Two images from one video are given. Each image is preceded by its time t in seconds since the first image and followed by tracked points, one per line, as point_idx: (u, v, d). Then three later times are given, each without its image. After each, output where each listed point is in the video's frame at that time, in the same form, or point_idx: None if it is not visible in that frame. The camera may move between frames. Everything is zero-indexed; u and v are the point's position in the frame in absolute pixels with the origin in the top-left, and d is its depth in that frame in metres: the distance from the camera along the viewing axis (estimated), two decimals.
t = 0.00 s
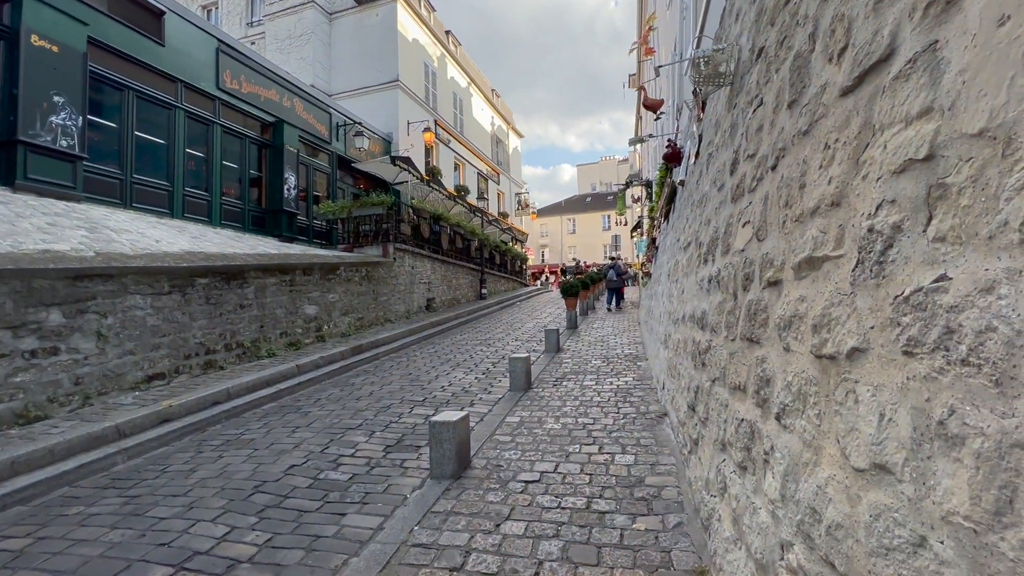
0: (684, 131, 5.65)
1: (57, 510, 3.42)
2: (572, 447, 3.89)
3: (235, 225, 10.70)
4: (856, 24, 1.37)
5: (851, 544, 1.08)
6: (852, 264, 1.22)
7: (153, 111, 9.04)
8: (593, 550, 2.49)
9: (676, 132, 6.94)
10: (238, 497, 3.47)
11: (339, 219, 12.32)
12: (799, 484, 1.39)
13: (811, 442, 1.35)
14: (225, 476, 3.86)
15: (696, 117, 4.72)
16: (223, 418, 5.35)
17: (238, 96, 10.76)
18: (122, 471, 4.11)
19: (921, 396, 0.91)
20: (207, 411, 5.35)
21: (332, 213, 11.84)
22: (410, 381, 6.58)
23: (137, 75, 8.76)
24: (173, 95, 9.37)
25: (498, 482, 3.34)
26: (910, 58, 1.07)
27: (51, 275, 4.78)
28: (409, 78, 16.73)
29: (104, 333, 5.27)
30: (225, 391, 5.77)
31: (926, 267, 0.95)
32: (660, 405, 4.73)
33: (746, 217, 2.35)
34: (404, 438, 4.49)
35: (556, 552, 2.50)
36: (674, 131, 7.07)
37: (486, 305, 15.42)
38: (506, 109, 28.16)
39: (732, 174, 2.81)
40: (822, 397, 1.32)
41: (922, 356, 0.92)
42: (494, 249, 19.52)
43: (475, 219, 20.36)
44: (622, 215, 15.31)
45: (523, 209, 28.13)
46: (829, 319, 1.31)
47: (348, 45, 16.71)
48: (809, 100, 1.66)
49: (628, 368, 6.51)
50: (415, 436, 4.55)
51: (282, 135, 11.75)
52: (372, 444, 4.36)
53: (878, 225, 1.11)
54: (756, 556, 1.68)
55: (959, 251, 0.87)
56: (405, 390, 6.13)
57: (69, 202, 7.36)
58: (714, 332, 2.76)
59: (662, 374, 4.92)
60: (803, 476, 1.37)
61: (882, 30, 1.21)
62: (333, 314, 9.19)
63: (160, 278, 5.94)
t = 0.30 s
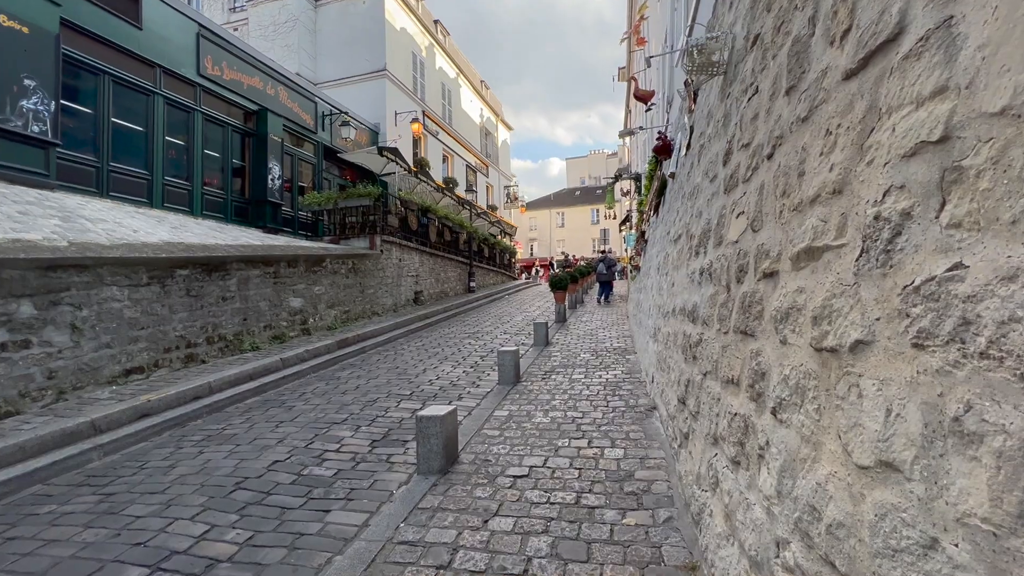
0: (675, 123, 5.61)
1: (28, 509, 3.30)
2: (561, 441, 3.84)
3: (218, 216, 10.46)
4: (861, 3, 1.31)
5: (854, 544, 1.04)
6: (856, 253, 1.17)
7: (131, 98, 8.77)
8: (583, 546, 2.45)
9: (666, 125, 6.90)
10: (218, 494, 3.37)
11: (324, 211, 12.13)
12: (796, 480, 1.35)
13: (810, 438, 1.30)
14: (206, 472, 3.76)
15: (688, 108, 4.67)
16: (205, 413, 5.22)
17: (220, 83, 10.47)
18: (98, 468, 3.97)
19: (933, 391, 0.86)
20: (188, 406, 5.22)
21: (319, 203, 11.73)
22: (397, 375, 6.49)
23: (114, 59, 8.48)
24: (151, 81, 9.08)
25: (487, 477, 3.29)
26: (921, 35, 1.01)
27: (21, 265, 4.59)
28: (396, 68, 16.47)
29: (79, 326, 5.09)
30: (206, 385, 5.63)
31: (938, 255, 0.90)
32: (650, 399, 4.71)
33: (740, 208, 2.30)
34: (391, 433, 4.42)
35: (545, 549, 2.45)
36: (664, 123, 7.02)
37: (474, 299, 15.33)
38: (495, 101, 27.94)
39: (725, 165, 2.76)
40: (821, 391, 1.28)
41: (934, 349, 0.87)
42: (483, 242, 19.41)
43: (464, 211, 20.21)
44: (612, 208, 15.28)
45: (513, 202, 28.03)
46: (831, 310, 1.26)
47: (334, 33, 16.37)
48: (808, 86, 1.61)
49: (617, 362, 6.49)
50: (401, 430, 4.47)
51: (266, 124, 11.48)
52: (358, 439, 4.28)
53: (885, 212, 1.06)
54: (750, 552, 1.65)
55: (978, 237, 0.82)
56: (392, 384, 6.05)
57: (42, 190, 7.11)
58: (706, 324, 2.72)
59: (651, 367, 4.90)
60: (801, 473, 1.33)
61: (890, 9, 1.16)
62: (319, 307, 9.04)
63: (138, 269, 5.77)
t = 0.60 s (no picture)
0: (671, 116, 5.53)
1: (4, 511, 3.18)
2: (556, 439, 3.78)
3: (205, 209, 10.26)
4: None
5: (873, 558, 0.98)
6: (873, 247, 1.10)
7: (115, 87, 8.55)
8: (579, 548, 2.38)
9: (661, 119, 6.82)
10: (202, 495, 3.27)
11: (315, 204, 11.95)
12: (806, 486, 1.28)
13: (822, 442, 1.24)
14: (190, 472, 3.65)
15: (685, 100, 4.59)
16: (191, 410, 5.10)
17: (208, 73, 10.25)
18: (78, 468, 3.85)
19: (970, 398, 0.80)
20: (173, 403, 5.09)
21: (309, 197, 11.52)
22: (388, 371, 6.40)
23: (98, 48, 8.27)
24: (136, 70, 8.86)
25: (480, 477, 3.22)
26: (953, 10, 0.93)
27: None
28: (389, 60, 16.25)
29: (60, 321, 4.94)
30: (192, 382, 5.50)
31: (973, 249, 0.84)
32: (645, 396, 4.66)
33: (742, 201, 2.23)
34: (381, 431, 4.33)
35: (540, 552, 2.38)
36: (660, 117, 6.95)
37: (468, 294, 15.22)
38: (489, 95, 27.72)
39: (725, 157, 2.68)
40: (834, 393, 1.21)
41: (968, 351, 0.81)
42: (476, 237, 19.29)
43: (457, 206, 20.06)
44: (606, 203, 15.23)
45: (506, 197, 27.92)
46: (844, 308, 1.19)
47: (325, 23, 16.11)
48: (819, 72, 1.54)
49: (611, 358, 6.44)
50: (392, 428, 4.39)
51: (256, 115, 11.27)
52: (348, 437, 4.19)
53: (908, 203, 0.99)
54: (753, 558, 1.59)
55: (1020, 229, 0.75)
56: (384, 380, 5.96)
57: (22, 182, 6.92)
58: (705, 321, 2.65)
59: (646, 364, 4.84)
60: (813, 478, 1.26)
61: None
62: (310, 302, 8.91)
63: (122, 263, 5.62)
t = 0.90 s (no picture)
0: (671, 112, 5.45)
1: None
2: (553, 440, 3.71)
3: (199, 205, 10.12)
4: None
5: None
6: (895, 247, 1.03)
7: (105, 80, 8.40)
8: (577, 556, 2.31)
9: (660, 114, 6.74)
10: (191, 499, 3.18)
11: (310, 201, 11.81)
12: (819, 500, 1.21)
13: (837, 453, 1.17)
14: (180, 474, 3.56)
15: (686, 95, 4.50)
16: (182, 410, 5.01)
17: (200, 66, 10.09)
18: (64, 470, 3.75)
19: (1014, 413, 0.73)
20: (164, 403, 5.00)
21: (303, 193, 11.36)
22: (383, 370, 6.31)
23: (88, 40, 8.11)
24: (127, 63, 8.71)
25: (475, 480, 3.14)
26: None
27: None
28: (385, 55, 16.09)
29: (47, 319, 4.83)
30: (184, 380, 5.40)
31: (1015, 250, 0.77)
32: (643, 396, 4.59)
33: (747, 198, 2.15)
34: (376, 431, 4.25)
35: (537, 559, 2.31)
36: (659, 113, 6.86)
37: (464, 291, 15.13)
38: (486, 90, 27.56)
39: (729, 153, 2.61)
40: (850, 402, 1.14)
41: (1012, 362, 0.74)
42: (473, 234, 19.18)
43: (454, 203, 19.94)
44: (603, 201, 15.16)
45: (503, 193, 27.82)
46: (862, 311, 1.12)
47: (320, 17, 15.93)
48: (831, 61, 1.46)
49: (609, 356, 6.37)
50: (387, 429, 4.31)
51: (250, 110, 11.13)
52: (342, 438, 4.11)
53: (937, 200, 0.92)
54: (759, 572, 1.52)
55: None
56: (379, 379, 5.88)
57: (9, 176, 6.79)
58: (706, 322, 2.59)
59: (645, 363, 4.78)
60: (826, 491, 1.19)
61: None
62: (304, 299, 8.80)
63: (111, 260, 5.51)
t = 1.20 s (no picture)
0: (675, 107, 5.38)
1: None
2: (555, 439, 3.65)
3: (199, 201, 10.08)
4: None
5: None
6: (920, 234, 0.96)
7: (105, 76, 8.35)
8: (578, 557, 2.25)
9: (664, 110, 6.66)
10: (186, 497, 3.13)
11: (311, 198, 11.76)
12: (835, 503, 1.15)
13: (854, 453, 1.11)
14: (176, 472, 3.52)
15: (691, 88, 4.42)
16: (181, 407, 4.96)
17: (201, 62, 10.04)
18: (60, 467, 3.71)
19: None
20: (162, 400, 4.96)
21: (304, 189, 11.30)
22: (384, 368, 6.26)
23: (88, 35, 8.07)
24: (127, 58, 8.66)
25: (475, 479, 3.08)
26: None
27: None
28: (387, 51, 16.02)
29: (44, 315, 4.79)
30: (183, 377, 5.36)
31: None
32: (646, 394, 4.53)
33: (755, 189, 2.08)
34: (375, 429, 4.19)
35: (538, 561, 2.25)
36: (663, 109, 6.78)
37: (466, 289, 15.07)
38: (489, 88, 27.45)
39: (736, 144, 2.54)
40: (869, 399, 1.08)
41: None
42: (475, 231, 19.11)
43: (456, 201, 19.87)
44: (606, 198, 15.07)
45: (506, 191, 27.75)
46: (881, 303, 1.06)
47: (322, 14, 15.86)
48: (848, 42, 1.39)
49: (612, 354, 6.30)
50: (386, 427, 4.25)
51: (251, 106, 11.08)
52: (340, 436, 4.05)
53: (969, 182, 0.86)
54: None
55: None
56: (379, 377, 5.83)
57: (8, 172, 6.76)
58: (712, 318, 2.52)
59: (647, 361, 4.71)
60: (843, 494, 1.13)
61: None
62: (304, 297, 8.76)
63: (109, 256, 5.47)
